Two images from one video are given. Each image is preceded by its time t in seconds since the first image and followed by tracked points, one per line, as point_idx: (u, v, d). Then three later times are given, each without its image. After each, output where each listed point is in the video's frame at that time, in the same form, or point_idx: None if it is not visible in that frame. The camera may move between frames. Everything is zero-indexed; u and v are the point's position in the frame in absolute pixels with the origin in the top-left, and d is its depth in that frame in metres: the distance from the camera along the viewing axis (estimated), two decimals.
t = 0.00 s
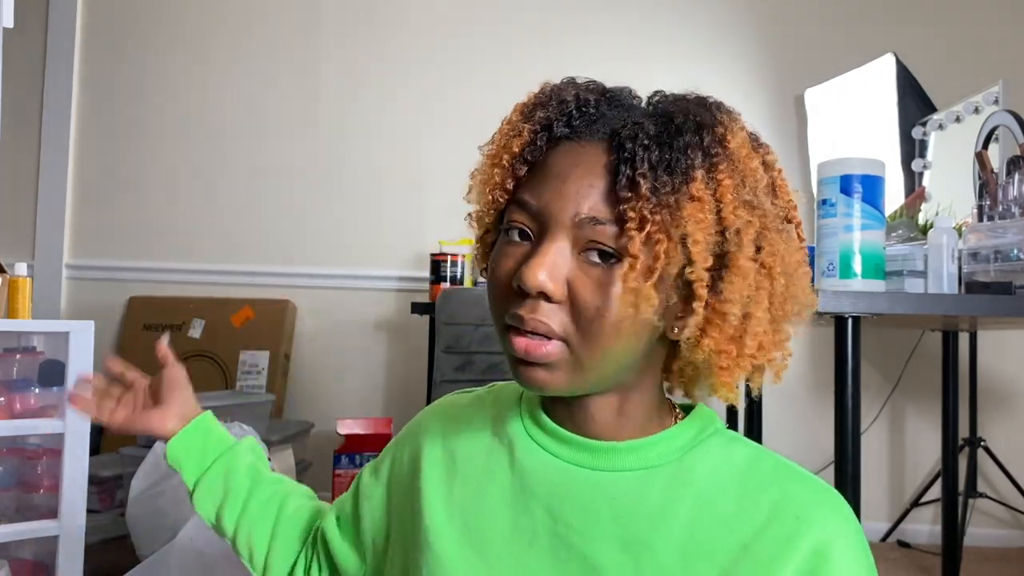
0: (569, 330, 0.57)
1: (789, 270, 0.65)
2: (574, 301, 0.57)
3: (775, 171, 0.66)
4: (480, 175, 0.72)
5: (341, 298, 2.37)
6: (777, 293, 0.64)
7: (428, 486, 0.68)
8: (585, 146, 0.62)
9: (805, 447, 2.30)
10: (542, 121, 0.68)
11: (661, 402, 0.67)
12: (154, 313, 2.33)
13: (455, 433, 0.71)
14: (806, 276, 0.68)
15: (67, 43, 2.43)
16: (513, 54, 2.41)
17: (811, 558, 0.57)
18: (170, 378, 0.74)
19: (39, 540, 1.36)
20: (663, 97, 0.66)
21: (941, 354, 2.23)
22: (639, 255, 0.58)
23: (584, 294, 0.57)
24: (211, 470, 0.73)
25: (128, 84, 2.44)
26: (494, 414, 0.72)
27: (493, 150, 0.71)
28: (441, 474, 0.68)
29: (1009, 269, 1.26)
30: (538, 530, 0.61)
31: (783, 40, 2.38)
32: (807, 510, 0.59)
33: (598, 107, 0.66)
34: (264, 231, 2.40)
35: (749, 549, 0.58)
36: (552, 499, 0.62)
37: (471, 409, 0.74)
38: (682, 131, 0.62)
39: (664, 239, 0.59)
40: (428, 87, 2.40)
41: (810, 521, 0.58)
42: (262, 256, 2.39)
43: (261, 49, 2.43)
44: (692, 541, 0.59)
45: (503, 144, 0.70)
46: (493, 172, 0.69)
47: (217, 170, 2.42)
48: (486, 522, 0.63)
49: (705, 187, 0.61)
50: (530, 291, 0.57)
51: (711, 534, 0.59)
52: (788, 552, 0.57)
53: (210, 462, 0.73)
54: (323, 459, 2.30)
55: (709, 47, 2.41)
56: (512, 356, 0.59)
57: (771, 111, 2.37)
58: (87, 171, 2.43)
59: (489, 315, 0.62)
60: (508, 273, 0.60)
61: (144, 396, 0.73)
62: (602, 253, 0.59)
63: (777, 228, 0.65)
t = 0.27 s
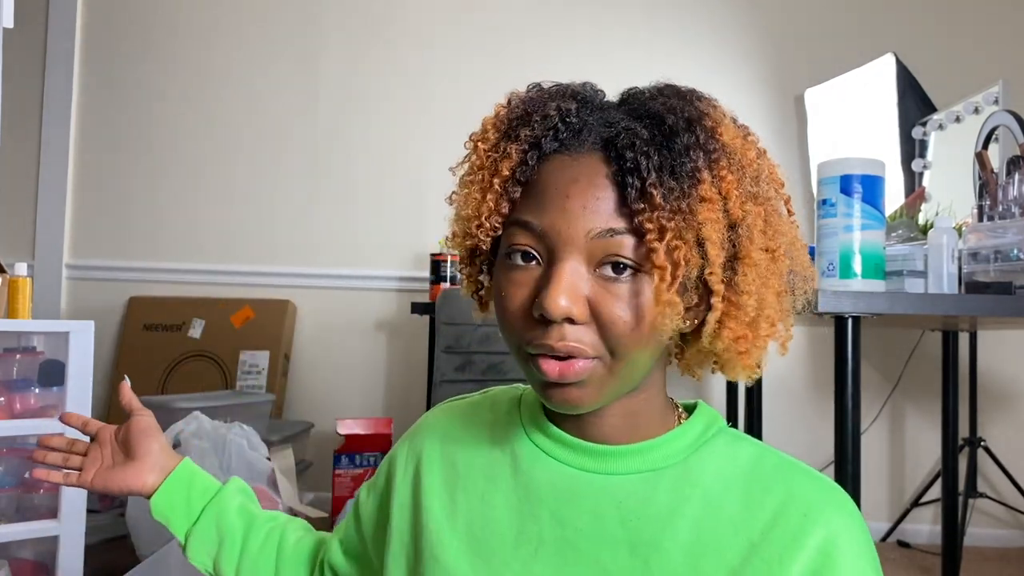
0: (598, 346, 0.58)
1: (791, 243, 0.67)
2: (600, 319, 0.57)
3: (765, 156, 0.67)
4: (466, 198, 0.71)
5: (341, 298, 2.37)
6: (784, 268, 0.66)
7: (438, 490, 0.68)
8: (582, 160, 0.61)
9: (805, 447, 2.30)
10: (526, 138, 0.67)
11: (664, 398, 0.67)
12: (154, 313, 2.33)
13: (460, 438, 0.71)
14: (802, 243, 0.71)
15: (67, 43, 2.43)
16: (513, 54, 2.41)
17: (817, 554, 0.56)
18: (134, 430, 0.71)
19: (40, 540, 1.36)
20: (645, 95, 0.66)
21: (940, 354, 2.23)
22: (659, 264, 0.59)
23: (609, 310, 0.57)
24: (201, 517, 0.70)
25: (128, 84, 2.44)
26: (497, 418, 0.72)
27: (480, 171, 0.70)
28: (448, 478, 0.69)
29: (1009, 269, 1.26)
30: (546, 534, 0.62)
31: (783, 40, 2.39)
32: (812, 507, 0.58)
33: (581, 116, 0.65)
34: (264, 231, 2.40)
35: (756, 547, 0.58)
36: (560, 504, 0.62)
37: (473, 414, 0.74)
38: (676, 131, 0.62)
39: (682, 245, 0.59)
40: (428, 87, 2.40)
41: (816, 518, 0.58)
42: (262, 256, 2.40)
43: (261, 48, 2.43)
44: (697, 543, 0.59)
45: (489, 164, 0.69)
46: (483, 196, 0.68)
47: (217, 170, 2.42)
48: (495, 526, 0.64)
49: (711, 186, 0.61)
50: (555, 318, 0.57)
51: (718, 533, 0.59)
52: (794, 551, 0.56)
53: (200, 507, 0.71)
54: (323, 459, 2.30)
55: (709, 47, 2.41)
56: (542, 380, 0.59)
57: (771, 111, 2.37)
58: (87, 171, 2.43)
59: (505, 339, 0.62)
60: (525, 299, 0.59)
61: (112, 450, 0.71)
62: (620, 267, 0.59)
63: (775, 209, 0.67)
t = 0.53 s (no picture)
0: (594, 339, 0.58)
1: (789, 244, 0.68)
2: (598, 311, 0.58)
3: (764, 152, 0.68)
4: (467, 192, 0.72)
5: (342, 298, 2.37)
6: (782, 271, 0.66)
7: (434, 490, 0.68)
8: (585, 151, 0.62)
9: (805, 447, 2.30)
10: (529, 131, 0.68)
11: (663, 401, 0.68)
12: (154, 313, 2.33)
13: (456, 438, 0.72)
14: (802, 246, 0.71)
15: (67, 43, 2.43)
16: (513, 54, 2.41)
17: (817, 557, 0.57)
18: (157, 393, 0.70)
19: (39, 540, 1.36)
20: (649, 92, 0.67)
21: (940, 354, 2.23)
22: (657, 257, 0.59)
23: (607, 303, 0.58)
24: (222, 491, 0.71)
25: (128, 84, 2.44)
26: (492, 420, 0.73)
27: (481, 166, 0.70)
28: (444, 479, 0.69)
29: (1009, 269, 1.26)
30: (544, 538, 0.62)
31: (783, 40, 2.39)
32: (811, 510, 0.59)
33: (583, 111, 0.66)
34: (265, 231, 2.40)
35: (756, 551, 0.58)
36: (558, 507, 0.63)
37: (468, 415, 0.75)
38: (677, 126, 0.63)
39: (680, 238, 0.59)
40: (427, 87, 2.40)
41: (815, 521, 0.58)
42: (262, 256, 2.40)
43: (261, 48, 2.43)
44: (697, 545, 0.59)
45: (491, 158, 0.70)
46: (485, 190, 0.69)
47: (217, 170, 2.42)
48: (492, 527, 0.64)
49: (712, 179, 0.62)
50: (552, 309, 0.57)
51: (717, 537, 0.59)
52: (794, 553, 0.57)
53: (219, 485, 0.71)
54: (323, 460, 2.30)
55: (709, 47, 2.41)
56: (537, 375, 0.59)
57: (771, 111, 2.37)
58: (87, 171, 2.43)
59: (503, 332, 0.62)
60: (524, 289, 0.60)
61: (130, 404, 0.70)
62: (618, 260, 0.59)
63: (776, 206, 0.67)
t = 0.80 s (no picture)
0: (595, 316, 0.63)
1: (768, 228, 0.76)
2: (597, 289, 0.63)
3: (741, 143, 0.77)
4: (457, 190, 0.78)
5: (342, 298, 2.37)
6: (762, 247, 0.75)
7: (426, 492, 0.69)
8: (578, 142, 0.70)
9: (805, 447, 2.30)
10: (520, 129, 0.75)
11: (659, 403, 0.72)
12: (154, 313, 2.33)
13: (449, 440, 0.74)
14: (780, 234, 0.80)
15: (67, 42, 2.42)
16: (513, 53, 2.41)
17: (814, 559, 0.61)
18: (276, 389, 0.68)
19: (39, 540, 1.36)
20: (627, 92, 0.76)
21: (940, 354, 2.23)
22: (652, 231, 0.66)
23: (606, 280, 0.64)
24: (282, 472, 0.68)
25: (128, 84, 2.44)
26: (481, 422, 0.75)
27: (471, 164, 0.77)
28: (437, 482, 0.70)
29: (1010, 269, 1.26)
30: (543, 542, 0.64)
31: (782, 40, 2.39)
32: (806, 514, 0.63)
33: (568, 111, 0.75)
34: (265, 231, 2.40)
35: (754, 553, 0.62)
36: (559, 510, 0.65)
37: (456, 416, 0.77)
38: (659, 114, 0.72)
39: (672, 212, 0.67)
40: (427, 87, 2.40)
41: (812, 523, 0.62)
42: (262, 256, 2.40)
43: (261, 48, 2.43)
44: (698, 549, 0.63)
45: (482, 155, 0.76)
46: (476, 184, 0.75)
47: (217, 170, 2.42)
48: (490, 533, 0.65)
49: (697, 158, 0.70)
50: (555, 286, 0.62)
51: (715, 539, 0.63)
52: (792, 557, 0.61)
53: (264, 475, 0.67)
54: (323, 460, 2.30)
55: (710, 47, 2.40)
56: (538, 355, 0.63)
57: (771, 110, 2.37)
58: (87, 171, 2.43)
59: (499, 318, 0.66)
60: (523, 272, 0.65)
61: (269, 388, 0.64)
62: (615, 239, 0.66)
63: (756, 191, 0.76)
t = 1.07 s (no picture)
0: (612, 304, 0.65)
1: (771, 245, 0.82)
2: (614, 275, 0.66)
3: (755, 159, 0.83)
4: (474, 169, 0.80)
5: (341, 298, 2.37)
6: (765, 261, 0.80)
7: (427, 501, 0.73)
8: (606, 135, 0.74)
9: (805, 447, 2.30)
10: (547, 116, 0.80)
11: (653, 404, 0.76)
12: (154, 313, 2.33)
13: (447, 447, 0.77)
14: (778, 254, 0.85)
15: (67, 43, 2.42)
16: (513, 53, 2.41)
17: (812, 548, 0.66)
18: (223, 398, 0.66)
19: (40, 540, 1.36)
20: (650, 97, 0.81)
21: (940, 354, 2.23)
22: (678, 226, 0.70)
23: (625, 268, 0.67)
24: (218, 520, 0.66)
25: (128, 85, 2.44)
26: (474, 428, 0.78)
27: (493, 144, 0.80)
28: (437, 489, 0.74)
29: (1010, 269, 1.26)
30: (545, 544, 0.67)
31: (782, 40, 2.39)
32: (799, 504, 0.68)
33: (593, 108, 0.80)
34: (264, 231, 2.40)
35: (753, 544, 0.66)
36: (557, 512, 0.69)
37: (446, 425, 0.81)
38: (685, 119, 0.77)
39: (694, 212, 0.72)
40: (427, 87, 2.40)
41: (806, 515, 0.67)
42: (262, 256, 2.40)
43: (261, 48, 2.43)
44: (701, 541, 0.67)
45: (507, 135, 0.80)
46: (497, 165, 0.78)
47: (217, 170, 2.42)
48: (493, 537, 0.69)
49: (720, 164, 0.76)
50: (575, 267, 0.64)
51: (714, 532, 0.67)
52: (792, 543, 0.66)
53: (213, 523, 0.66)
54: (322, 460, 2.30)
55: (709, 47, 2.40)
56: (550, 336, 0.65)
57: (771, 111, 2.37)
58: (86, 172, 2.43)
59: (514, 296, 0.68)
60: (544, 251, 0.67)
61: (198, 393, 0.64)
62: (633, 231, 0.68)
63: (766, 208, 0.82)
